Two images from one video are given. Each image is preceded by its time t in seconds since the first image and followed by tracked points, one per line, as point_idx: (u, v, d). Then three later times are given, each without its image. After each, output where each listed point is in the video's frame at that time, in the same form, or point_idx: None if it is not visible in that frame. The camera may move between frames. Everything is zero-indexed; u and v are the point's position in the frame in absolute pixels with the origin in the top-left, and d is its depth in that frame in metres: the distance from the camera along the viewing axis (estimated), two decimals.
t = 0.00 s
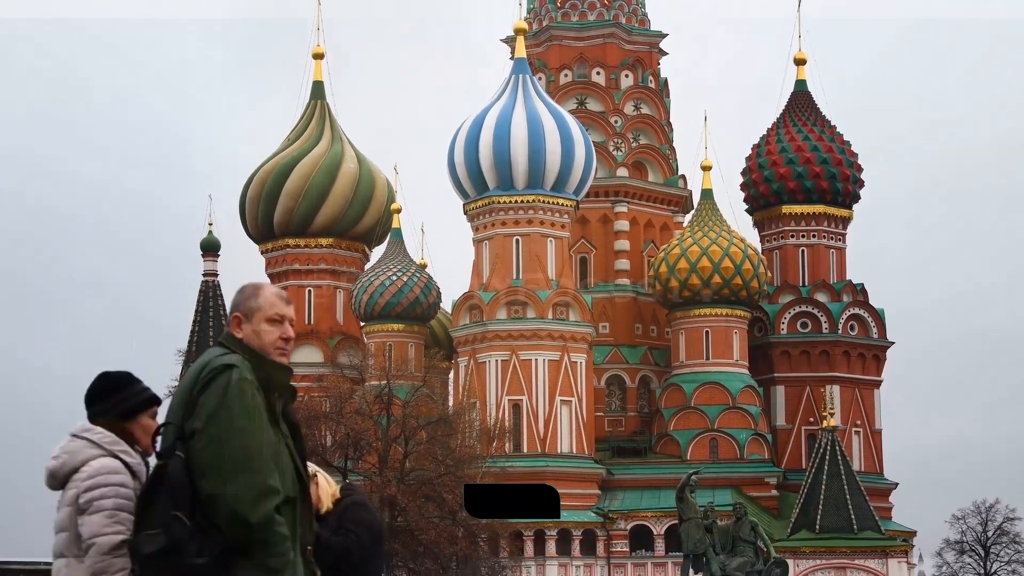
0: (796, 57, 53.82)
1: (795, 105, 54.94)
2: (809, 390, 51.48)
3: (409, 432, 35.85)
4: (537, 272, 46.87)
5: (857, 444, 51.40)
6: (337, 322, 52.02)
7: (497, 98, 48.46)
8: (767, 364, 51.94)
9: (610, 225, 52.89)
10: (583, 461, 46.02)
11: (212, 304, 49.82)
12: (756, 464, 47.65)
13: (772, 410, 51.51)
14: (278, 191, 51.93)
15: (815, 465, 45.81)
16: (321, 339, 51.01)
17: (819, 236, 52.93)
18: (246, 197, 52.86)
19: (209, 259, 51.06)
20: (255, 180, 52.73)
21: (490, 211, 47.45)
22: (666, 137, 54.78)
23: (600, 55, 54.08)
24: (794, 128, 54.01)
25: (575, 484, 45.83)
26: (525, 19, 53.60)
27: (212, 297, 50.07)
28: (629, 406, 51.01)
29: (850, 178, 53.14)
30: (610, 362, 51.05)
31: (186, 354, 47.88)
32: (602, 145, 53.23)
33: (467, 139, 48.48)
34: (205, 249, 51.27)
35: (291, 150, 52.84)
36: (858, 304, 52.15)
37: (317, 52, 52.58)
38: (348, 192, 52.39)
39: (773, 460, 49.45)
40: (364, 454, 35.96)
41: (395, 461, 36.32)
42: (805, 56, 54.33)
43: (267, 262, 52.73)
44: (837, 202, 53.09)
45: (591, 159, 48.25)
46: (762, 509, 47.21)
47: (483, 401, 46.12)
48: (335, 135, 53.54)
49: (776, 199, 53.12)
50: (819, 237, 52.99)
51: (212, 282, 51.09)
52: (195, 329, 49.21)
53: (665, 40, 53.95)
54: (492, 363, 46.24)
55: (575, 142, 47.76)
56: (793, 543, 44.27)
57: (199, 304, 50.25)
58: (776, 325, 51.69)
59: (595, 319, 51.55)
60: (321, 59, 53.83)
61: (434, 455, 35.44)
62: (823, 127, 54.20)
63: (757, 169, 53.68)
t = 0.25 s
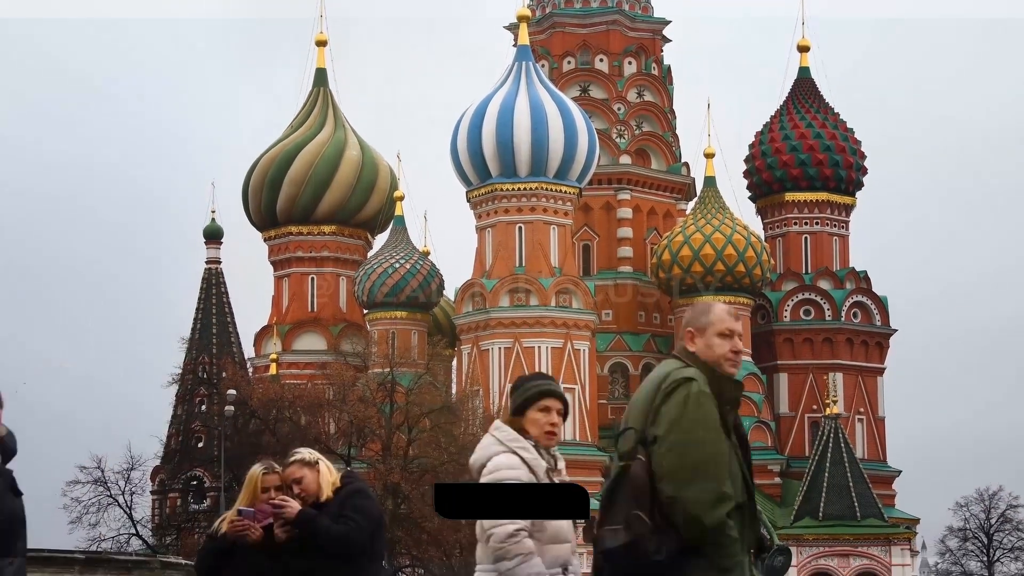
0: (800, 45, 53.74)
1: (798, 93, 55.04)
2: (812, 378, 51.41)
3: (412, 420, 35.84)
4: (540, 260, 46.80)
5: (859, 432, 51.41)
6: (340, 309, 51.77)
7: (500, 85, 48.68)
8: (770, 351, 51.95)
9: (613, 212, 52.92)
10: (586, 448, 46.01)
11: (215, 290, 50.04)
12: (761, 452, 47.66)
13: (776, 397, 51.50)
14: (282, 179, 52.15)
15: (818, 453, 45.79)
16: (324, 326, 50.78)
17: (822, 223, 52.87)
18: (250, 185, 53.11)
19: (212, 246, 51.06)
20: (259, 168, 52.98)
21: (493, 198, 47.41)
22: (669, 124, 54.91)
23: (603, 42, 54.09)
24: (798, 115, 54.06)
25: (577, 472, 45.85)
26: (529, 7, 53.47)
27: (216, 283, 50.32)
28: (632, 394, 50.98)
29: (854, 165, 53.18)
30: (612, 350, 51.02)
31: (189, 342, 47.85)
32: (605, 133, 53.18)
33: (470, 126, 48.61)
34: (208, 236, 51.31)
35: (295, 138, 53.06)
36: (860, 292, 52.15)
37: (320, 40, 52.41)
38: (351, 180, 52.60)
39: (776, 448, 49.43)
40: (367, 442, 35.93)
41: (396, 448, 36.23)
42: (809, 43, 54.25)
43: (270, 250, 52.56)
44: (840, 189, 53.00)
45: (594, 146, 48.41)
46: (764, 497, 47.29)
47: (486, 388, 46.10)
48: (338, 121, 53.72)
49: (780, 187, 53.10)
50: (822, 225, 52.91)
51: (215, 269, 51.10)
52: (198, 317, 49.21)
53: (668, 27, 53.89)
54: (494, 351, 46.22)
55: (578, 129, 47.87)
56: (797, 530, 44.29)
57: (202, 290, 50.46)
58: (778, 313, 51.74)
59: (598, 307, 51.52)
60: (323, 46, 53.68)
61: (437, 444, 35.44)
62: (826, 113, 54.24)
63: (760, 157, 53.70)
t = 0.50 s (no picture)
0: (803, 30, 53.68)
1: (802, 79, 54.86)
2: (815, 364, 51.44)
3: (416, 407, 35.82)
4: (543, 246, 46.79)
5: (862, 418, 51.42)
6: (343, 296, 51.91)
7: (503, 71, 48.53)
8: (773, 337, 51.98)
9: (616, 199, 52.92)
10: (589, 435, 46.07)
11: (218, 278, 50.08)
12: (762, 438, 47.54)
13: (778, 384, 51.56)
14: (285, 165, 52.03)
15: (820, 439, 45.81)
16: (327, 313, 50.78)
17: (825, 209, 52.87)
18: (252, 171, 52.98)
19: (215, 233, 51.09)
20: (261, 154, 52.86)
21: (496, 185, 47.47)
22: (672, 110, 54.87)
23: (607, 28, 53.95)
24: (801, 100, 53.90)
25: (580, 459, 45.89)
26: None
27: (218, 272, 50.26)
28: (636, 380, 50.97)
29: (857, 151, 53.01)
30: (615, 336, 51.08)
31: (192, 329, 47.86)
32: (608, 119, 53.11)
33: (473, 113, 48.49)
34: (212, 223, 51.30)
35: (297, 124, 52.94)
36: (864, 278, 52.04)
37: (322, 26, 52.31)
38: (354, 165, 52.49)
39: (779, 434, 49.47)
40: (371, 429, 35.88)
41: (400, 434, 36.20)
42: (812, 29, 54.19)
43: (273, 237, 52.70)
44: (843, 175, 53.01)
45: (596, 133, 48.37)
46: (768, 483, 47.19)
47: (489, 375, 46.10)
48: (341, 108, 53.63)
49: (783, 172, 53.10)
50: (825, 210, 52.91)
51: (218, 256, 51.11)
52: (201, 303, 49.25)
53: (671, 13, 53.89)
54: (498, 338, 46.22)
55: (582, 115, 47.72)
56: (799, 517, 44.46)
57: (205, 278, 50.39)
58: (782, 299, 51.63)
59: (601, 294, 51.53)
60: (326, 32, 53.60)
61: (440, 431, 35.43)
62: (830, 99, 54.00)
63: (763, 142, 53.62)
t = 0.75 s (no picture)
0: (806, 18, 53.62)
1: (803, 66, 54.83)
2: (817, 352, 51.47)
3: (417, 394, 35.84)
4: (545, 233, 46.78)
5: (865, 405, 51.37)
6: (346, 284, 51.74)
7: (505, 58, 48.52)
8: (775, 325, 52.00)
9: (618, 186, 52.80)
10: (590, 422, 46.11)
11: (220, 267, 49.98)
12: (764, 425, 47.59)
13: (780, 371, 51.61)
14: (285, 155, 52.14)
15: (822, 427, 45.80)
16: (329, 301, 50.78)
17: (827, 197, 52.86)
18: (253, 161, 53.07)
19: (217, 221, 51.08)
20: (262, 144, 52.98)
21: (499, 172, 47.40)
22: (674, 98, 54.83)
23: (608, 17, 53.97)
24: (803, 88, 53.86)
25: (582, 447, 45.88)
26: None
27: (220, 259, 50.25)
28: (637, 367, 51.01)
29: (859, 139, 52.95)
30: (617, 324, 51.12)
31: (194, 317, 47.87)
32: (611, 107, 53.13)
33: (475, 101, 48.55)
34: (213, 211, 51.27)
35: (298, 113, 52.96)
36: (866, 266, 52.05)
37: (324, 14, 52.32)
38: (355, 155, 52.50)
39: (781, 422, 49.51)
40: (373, 415, 35.88)
41: (401, 421, 36.23)
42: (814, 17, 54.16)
43: (276, 224, 52.63)
44: (846, 162, 52.97)
45: (599, 121, 48.23)
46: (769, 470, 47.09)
47: (491, 363, 46.10)
48: (342, 95, 53.57)
49: (785, 160, 53.08)
50: (828, 198, 52.91)
51: (220, 244, 51.11)
52: (203, 291, 49.26)
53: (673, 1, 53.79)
54: (500, 325, 46.26)
55: (583, 102, 47.66)
56: (801, 504, 44.51)
57: (207, 266, 50.37)
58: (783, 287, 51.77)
59: (603, 281, 51.53)
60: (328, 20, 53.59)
61: (442, 418, 35.46)
62: (832, 87, 53.96)
63: (765, 130, 53.67)
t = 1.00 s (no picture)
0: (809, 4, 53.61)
1: (806, 52, 54.71)
2: (820, 338, 51.41)
3: (421, 381, 35.83)
4: (547, 221, 46.76)
5: (868, 391, 51.36)
6: (348, 270, 51.76)
7: (508, 45, 48.49)
8: (778, 312, 52.03)
9: (622, 172, 52.79)
10: (593, 409, 46.15)
11: (223, 253, 49.98)
12: (767, 412, 47.61)
13: (783, 358, 51.72)
14: (288, 141, 52.12)
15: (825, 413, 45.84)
16: (332, 287, 50.80)
17: (830, 183, 52.87)
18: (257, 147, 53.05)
19: (220, 207, 51.11)
20: (266, 130, 52.95)
21: (502, 159, 47.36)
22: (677, 85, 54.81)
23: (612, 3, 54.01)
24: (806, 74, 53.71)
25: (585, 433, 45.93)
26: None
27: (223, 245, 50.26)
28: (640, 354, 51.03)
29: (862, 125, 52.89)
30: (621, 311, 51.09)
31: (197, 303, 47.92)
32: (614, 93, 53.12)
33: (478, 88, 48.54)
34: (216, 197, 51.33)
35: (301, 99, 52.94)
36: (869, 252, 52.02)
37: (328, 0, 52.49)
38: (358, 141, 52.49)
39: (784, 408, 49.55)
40: (376, 403, 35.81)
41: (404, 409, 36.20)
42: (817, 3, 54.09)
43: (279, 211, 52.64)
44: (849, 149, 52.94)
45: (601, 108, 48.18)
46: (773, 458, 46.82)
47: (494, 349, 46.16)
48: (345, 81, 53.56)
49: (788, 147, 53.03)
50: (831, 184, 52.94)
51: (224, 230, 51.12)
52: (206, 277, 49.26)
53: None
54: (503, 312, 46.29)
55: (586, 89, 47.66)
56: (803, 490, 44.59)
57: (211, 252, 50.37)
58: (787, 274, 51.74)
59: (606, 268, 51.55)
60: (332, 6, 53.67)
61: (445, 405, 35.41)
62: (835, 73, 53.86)
63: (768, 117, 53.58)
